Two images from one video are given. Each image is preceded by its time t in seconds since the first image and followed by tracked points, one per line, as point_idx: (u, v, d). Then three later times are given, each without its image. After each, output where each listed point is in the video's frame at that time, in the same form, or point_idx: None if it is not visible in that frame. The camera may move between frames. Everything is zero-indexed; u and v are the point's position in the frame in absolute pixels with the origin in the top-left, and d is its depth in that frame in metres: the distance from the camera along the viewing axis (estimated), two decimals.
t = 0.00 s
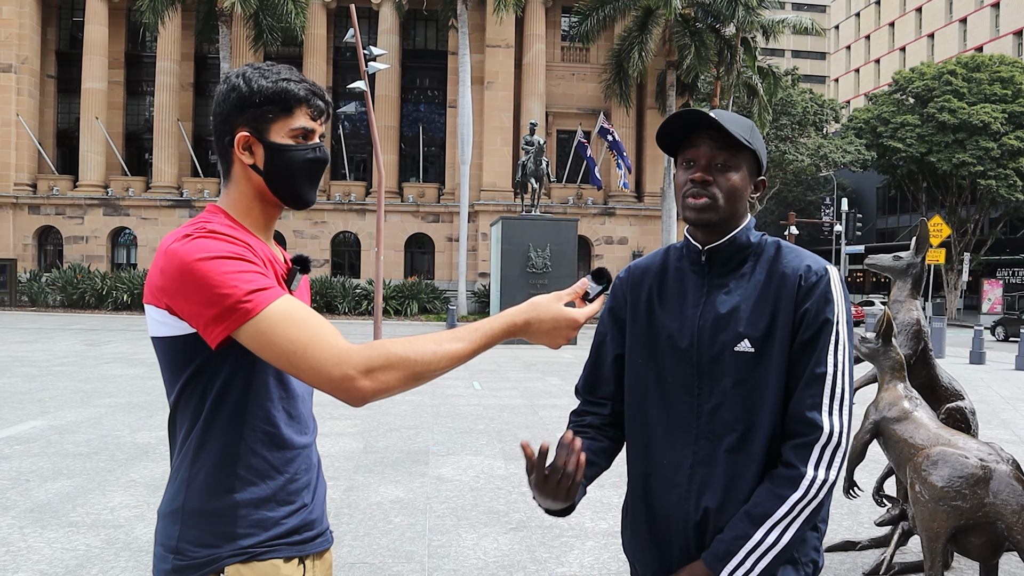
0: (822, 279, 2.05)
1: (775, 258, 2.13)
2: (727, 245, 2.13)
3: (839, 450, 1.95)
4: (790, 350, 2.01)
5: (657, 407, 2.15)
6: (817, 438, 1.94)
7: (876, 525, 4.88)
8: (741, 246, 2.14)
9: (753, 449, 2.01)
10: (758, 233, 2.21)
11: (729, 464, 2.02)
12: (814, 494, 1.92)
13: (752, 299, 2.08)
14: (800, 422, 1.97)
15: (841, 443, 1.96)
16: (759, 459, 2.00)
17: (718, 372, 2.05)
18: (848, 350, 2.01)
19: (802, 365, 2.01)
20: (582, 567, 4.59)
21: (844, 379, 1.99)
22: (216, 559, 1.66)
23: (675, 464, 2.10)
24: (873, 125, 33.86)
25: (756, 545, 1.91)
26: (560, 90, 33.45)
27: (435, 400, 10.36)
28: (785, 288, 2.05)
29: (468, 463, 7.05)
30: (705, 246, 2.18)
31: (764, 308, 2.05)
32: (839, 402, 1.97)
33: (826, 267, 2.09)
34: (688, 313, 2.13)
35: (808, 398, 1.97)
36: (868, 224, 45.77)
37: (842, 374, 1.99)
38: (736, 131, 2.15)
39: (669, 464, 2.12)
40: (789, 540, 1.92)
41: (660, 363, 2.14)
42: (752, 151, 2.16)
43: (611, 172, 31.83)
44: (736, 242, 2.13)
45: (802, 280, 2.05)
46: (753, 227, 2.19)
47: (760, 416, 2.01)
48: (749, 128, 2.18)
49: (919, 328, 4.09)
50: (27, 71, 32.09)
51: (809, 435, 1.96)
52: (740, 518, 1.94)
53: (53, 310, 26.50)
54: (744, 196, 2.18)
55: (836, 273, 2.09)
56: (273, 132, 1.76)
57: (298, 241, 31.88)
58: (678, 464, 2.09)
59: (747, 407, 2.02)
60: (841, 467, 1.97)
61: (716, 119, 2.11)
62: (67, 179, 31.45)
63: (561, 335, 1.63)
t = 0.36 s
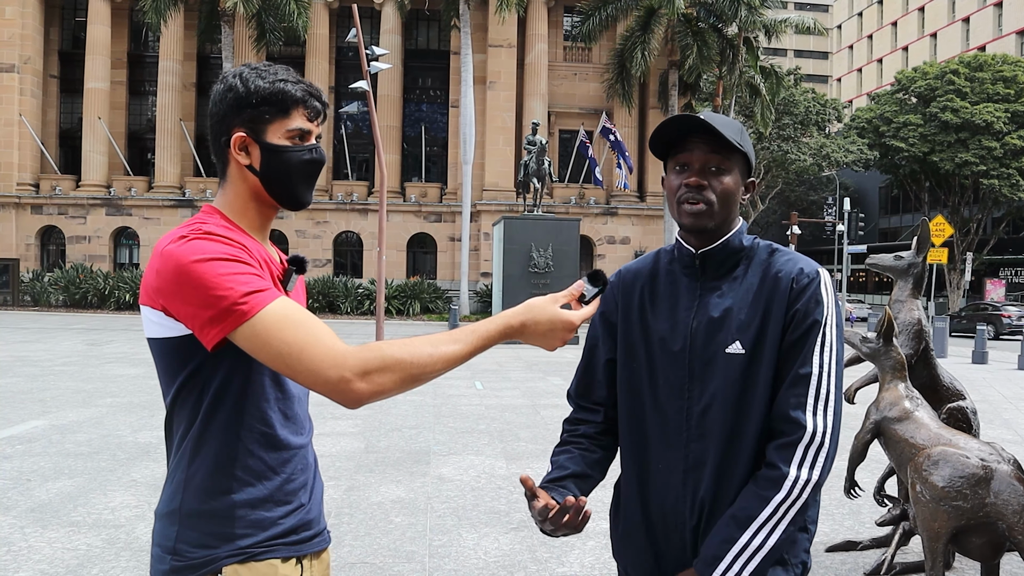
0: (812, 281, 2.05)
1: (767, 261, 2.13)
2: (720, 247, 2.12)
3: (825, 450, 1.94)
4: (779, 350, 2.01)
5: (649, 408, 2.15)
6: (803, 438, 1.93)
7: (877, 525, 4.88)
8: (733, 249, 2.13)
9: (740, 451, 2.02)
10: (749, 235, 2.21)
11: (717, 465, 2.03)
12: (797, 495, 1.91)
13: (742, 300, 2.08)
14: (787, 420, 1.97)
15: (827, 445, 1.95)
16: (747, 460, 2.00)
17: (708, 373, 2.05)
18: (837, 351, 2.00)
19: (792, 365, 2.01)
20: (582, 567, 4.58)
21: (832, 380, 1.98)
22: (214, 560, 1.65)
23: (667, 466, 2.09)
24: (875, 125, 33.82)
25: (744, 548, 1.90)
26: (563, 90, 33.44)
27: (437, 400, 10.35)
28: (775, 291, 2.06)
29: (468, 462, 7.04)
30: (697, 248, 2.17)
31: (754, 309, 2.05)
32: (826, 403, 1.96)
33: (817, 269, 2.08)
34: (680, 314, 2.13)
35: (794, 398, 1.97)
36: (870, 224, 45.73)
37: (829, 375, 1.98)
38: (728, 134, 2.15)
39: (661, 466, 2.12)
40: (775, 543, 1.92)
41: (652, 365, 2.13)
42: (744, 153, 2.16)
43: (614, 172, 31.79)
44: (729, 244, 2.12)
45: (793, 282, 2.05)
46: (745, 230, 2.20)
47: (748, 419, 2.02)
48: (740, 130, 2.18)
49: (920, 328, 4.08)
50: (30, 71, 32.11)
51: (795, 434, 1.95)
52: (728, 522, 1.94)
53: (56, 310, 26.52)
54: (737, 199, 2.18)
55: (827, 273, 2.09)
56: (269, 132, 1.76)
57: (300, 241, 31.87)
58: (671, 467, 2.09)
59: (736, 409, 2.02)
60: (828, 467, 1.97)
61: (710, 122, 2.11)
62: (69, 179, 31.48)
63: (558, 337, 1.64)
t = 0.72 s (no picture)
0: (815, 285, 2.04)
1: (765, 263, 2.13)
2: (716, 247, 2.12)
3: (832, 455, 1.95)
4: (782, 353, 2.00)
5: (648, 412, 2.13)
6: (812, 444, 1.94)
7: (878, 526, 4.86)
8: (730, 251, 2.13)
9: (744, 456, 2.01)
10: (746, 238, 2.20)
11: (720, 470, 2.01)
12: (807, 499, 1.92)
13: (743, 303, 2.07)
14: (795, 427, 1.96)
15: (834, 450, 1.96)
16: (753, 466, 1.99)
17: (709, 375, 2.04)
18: (840, 355, 2.00)
19: (795, 369, 2.00)
20: (583, 567, 4.57)
21: (836, 384, 1.98)
22: (212, 561, 1.64)
23: (669, 469, 2.08)
24: (877, 124, 33.77)
25: (756, 555, 1.90)
26: (564, 90, 33.43)
27: (438, 400, 10.34)
28: (777, 294, 2.04)
29: (470, 463, 7.04)
30: (693, 249, 2.17)
31: (755, 312, 2.04)
32: (832, 408, 1.97)
33: (817, 274, 2.07)
34: (678, 315, 2.12)
35: (802, 403, 1.97)
36: (873, 223, 45.69)
37: (834, 379, 1.98)
38: (729, 127, 2.15)
39: (662, 468, 2.11)
40: (789, 549, 1.92)
41: (650, 369, 2.12)
42: (745, 150, 2.16)
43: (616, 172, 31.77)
44: (725, 244, 2.12)
45: (796, 286, 2.04)
46: (742, 232, 2.19)
47: (751, 423, 2.00)
48: (740, 125, 2.18)
49: (921, 328, 4.07)
50: (32, 72, 32.15)
51: (805, 440, 1.95)
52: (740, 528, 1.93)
53: (58, 310, 26.54)
54: (734, 195, 2.18)
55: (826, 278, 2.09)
56: (265, 132, 1.75)
57: (301, 241, 31.84)
58: (672, 469, 2.08)
59: (737, 412, 2.01)
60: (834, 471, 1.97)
61: (711, 116, 2.11)
62: (72, 179, 31.50)
63: (553, 340, 1.64)
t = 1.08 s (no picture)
0: (813, 281, 2.01)
1: (766, 262, 2.11)
2: (716, 247, 2.11)
3: (820, 450, 1.91)
4: (778, 349, 1.98)
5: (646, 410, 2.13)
6: (797, 436, 1.90)
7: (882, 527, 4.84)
8: (730, 249, 2.12)
9: (739, 453, 1.99)
10: (748, 238, 2.19)
11: (717, 466, 2.00)
12: (792, 494, 1.89)
13: (743, 299, 2.05)
14: (783, 420, 1.93)
15: (822, 443, 1.92)
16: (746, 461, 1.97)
17: (706, 370, 2.03)
18: (836, 351, 1.97)
19: (789, 365, 1.97)
20: (586, 568, 4.56)
21: (831, 379, 1.95)
22: (210, 563, 1.64)
23: (667, 466, 2.07)
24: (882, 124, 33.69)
25: (735, 545, 1.88)
26: (568, 90, 33.40)
27: (442, 401, 10.34)
28: (775, 290, 2.02)
29: (473, 463, 7.04)
30: (693, 248, 2.16)
31: (753, 308, 2.02)
32: (820, 399, 1.92)
33: (816, 271, 2.05)
34: (675, 313, 2.12)
35: (790, 395, 1.94)
36: (877, 223, 45.62)
37: (827, 374, 1.95)
38: (731, 131, 2.14)
39: (661, 465, 2.09)
40: (768, 541, 1.89)
41: (649, 367, 2.11)
42: (746, 153, 2.15)
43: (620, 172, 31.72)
44: (726, 243, 2.11)
45: (794, 282, 2.02)
46: (743, 232, 2.18)
47: (747, 419, 1.98)
48: (742, 129, 2.17)
49: (926, 328, 4.04)
50: (38, 73, 32.26)
51: (791, 433, 1.92)
52: (720, 518, 1.92)
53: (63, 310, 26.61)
54: (737, 196, 2.17)
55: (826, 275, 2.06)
56: (263, 132, 1.75)
57: (306, 241, 31.85)
58: (670, 466, 2.07)
59: (734, 408, 1.99)
60: (825, 467, 1.93)
61: (713, 120, 2.10)
62: (77, 180, 31.58)
63: (553, 339, 1.63)
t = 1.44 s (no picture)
0: (821, 284, 2.01)
1: (772, 263, 2.10)
2: (722, 246, 2.10)
3: (830, 456, 1.92)
4: (786, 352, 1.97)
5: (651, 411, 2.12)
6: (810, 443, 1.91)
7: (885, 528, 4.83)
8: (737, 249, 2.11)
9: (746, 457, 1.98)
10: (754, 238, 2.19)
11: (724, 468, 1.99)
12: (802, 500, 1.89)
13: (749, 300, 2.05)
14: (794, 426, 1.93)
15: (834, 450, 1.93)
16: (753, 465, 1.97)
17: (712, 372, 2.02)
18: (845, 355, 1.97)
19: (797, 369, 1.97)
20: (588, 569, 4.55)
21: (839, 384, 1.95)
22: (210, 564, 1.63)
23: (673, 467, 2.07)
24: (885, 124, 33.62)
25: (747, 552, 1.88)
26: (572, 90, 33.40)
27: (445, 401, 10.33)
28: (783, 292, 2.02)
29: (476, 463, 7.03)
30: (698, 249, 2.15)
31: (761, 308, 2.01)
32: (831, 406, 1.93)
33: (825, 274, 2.04)
34: (681, 314, 2.11)
35: (802, 401, 1.94)
36: (881, 223, 45.57)
37: (837, 380, 1.95)
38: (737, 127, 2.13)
39: (667, 466, 2.09)
40: (780, 548, 1.90)
41: (653, 368, 2.11)
42: (750, 150, 2.16)
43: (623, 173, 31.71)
44: (731, 244, 2.10)
45: (803, 285, 2.01)
46: (749, 232, 2.17)
47: (755, 423, 1.98)
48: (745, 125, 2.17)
49: (929, 329, 4.02)
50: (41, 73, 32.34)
51: (803, 439, 1.92)
52: (730, 525, 1.92)
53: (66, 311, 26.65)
54: (744, 194, 2.17)
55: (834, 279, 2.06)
56: (263, 131, 1.74)
57: (309, 242, 31.87)
58: (675, 468, 2.06)
59: (742, 411, 1.98)
60: (834, 473, 1.93)
61: (720, 118, 2.09)
62: (80, 180, 31.67)
63: (555, 338, 1.61)
